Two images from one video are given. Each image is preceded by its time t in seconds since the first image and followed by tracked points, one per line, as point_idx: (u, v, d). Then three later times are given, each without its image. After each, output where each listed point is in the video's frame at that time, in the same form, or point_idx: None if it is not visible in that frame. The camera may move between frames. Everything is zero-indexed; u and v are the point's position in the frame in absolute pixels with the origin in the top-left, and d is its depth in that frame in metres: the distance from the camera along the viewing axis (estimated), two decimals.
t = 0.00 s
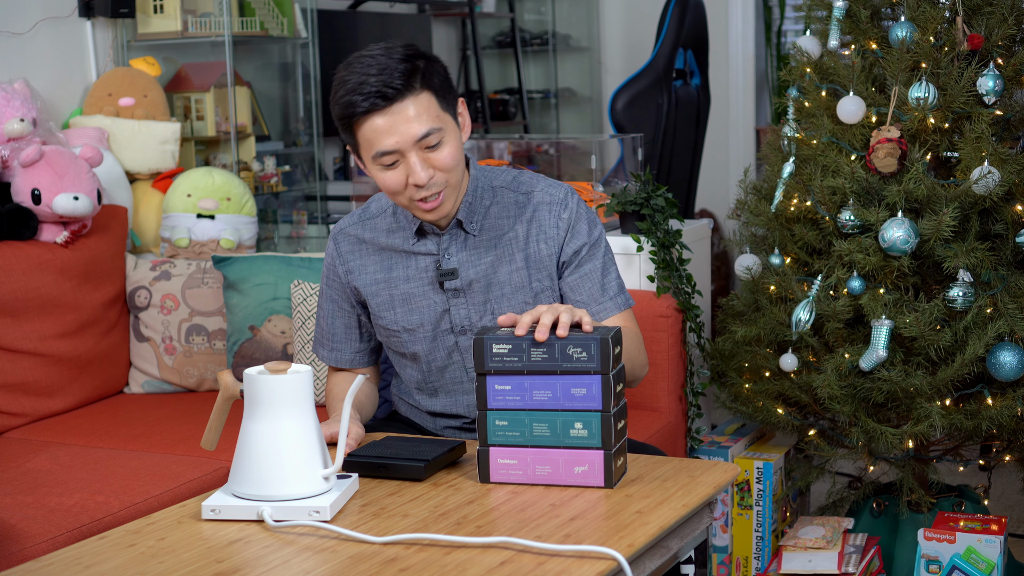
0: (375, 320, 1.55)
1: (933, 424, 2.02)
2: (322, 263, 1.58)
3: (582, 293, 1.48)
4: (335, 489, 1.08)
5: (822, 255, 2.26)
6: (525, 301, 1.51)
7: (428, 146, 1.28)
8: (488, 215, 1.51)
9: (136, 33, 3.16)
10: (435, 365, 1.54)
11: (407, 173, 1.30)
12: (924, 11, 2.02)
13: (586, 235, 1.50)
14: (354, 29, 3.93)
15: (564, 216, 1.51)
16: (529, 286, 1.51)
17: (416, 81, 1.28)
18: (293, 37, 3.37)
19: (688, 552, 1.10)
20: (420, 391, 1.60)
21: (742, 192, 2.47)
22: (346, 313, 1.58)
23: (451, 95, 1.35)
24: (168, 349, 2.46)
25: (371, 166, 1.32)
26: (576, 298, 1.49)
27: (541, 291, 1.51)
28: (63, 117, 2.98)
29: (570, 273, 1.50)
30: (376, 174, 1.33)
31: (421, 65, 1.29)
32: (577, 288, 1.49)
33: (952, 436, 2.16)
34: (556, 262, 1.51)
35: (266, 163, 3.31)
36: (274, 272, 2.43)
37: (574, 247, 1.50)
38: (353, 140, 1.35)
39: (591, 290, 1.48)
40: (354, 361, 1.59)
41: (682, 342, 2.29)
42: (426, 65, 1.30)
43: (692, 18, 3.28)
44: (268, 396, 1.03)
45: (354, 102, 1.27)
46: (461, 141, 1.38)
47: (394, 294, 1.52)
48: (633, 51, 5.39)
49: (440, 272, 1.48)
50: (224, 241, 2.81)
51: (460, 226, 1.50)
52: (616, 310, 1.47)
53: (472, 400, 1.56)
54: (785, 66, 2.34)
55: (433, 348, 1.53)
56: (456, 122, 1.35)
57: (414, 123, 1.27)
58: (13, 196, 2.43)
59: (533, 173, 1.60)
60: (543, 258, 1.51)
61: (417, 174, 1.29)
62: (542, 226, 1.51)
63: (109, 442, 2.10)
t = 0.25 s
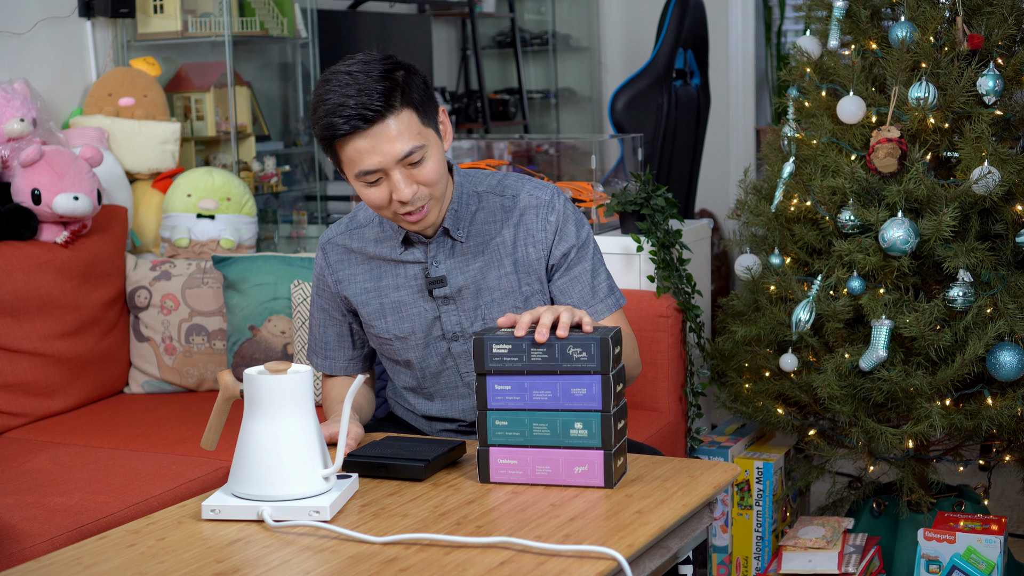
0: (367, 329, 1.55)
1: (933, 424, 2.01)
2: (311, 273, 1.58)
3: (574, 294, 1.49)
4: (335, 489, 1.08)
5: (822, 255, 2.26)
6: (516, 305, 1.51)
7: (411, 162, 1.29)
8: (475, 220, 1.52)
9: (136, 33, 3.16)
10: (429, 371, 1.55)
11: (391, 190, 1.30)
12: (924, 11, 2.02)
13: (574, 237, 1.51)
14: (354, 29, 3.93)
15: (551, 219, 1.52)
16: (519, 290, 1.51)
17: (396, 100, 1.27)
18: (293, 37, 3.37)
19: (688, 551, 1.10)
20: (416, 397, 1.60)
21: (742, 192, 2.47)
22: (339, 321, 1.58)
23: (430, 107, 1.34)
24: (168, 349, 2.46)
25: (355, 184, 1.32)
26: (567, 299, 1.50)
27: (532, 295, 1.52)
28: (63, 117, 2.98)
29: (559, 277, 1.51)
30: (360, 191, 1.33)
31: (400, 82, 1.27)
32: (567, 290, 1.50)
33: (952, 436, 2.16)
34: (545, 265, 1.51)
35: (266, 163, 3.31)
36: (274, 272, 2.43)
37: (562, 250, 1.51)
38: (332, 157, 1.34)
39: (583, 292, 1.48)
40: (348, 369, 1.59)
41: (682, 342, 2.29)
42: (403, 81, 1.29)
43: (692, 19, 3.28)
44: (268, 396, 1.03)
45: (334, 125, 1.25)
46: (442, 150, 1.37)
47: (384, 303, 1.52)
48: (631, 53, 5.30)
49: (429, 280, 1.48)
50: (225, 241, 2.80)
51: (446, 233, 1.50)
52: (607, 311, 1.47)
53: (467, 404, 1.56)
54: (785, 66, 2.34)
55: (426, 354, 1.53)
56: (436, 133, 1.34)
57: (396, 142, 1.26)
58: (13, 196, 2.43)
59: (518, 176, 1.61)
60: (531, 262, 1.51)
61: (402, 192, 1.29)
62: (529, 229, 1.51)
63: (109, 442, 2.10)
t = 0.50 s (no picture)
0: (360, 325, 1.55)
1: (933, 424, 2.01)
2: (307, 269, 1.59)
3: (566, 292, 1.50)
4: (335, 489, 1.08)
5: (822, 255, 2.26)
6: (507, 302, 1.51)
7: (398, 135, 1.28)
8: (466, 216, 1.51)
9: (136, 33, 3.16)
10: (421, 368, 1.54)
11: (376, 163, 1.29)
12: (924, 11, 2.02)
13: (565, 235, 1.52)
14: (354, 29, 3.93)
15: (542, 217, 1.52)
16: (511, 287, 1.51)
17: (391, 73, 1.29)
18: (293, 37, 3.37)
19: (688, 552, 1.10)
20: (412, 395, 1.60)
21: (742, 192, 2.47)
22: (334, 318, 1.58)
23: (426, 92, 1.36)
24: (168, 349, 2.46)
25: (342, 154, 1.32)
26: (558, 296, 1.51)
27: (524, 291, 1.52)
28: (63, 117, 2.98)
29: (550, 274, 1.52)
30: (346, 163, 1.32)
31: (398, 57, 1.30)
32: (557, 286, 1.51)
33: (952, 436, 2.16)
34: (537, 262, 1.52)
35: (266, 163, 3.31)
36: (274, 272, 2.43)
37: (553, 248, 1.51)
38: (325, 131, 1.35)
39: (577, 290, 1.49)
40: (344, 367, 1.60)
41: (682, 342, 2.29)
42: (401, 58, 1.31)
43: (692, 19, 3.28)
44: (268, 396, 1.03)
45: (328, 90, 1.28)
46: (435, 139, 1.38)
47: (376, 298, 1.52)
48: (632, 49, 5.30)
49: (420, 275, 1.48)
50: (224, 241, 2.81)
51: (438, 228, 1.49)
52: (599, 309, 1.49)
53: (461, 401, 1.55)
54: (785, 66, 2.34)
55: (418, 350, 1.53)
56: (430, 118, 1.35)
57: (385, 112, 1.27)
58: (13, 196, 2.43)
59: (510, 174, 1.60)
60: (523, 259, 1.51)
61: (386, 163, 1.28)
62: (520, 227, 1.52)
63: (109, 442, 2.10)
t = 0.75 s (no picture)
0: (358, 310, 1.55)
1: (933, 424, 2.02)
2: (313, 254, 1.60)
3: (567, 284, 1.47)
4: (335, 489, 1.08)
5: (822, 255, 2.26)
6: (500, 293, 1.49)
7: (394, 106, 1.34)
8: (464, 205, 1.51)
9: (136, 33, 3.16)
10: (415, 356, 1.53)
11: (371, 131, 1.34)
12: (924, 11, 2.02)
13: (563, 230, 1.49)
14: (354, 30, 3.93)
15: (540, 210, 1.50)
16: (505, 278, 1.50)
17: (395, 47, 1.35)
18: (293, 37, 3.38)
19: (687, 552, 1.10)
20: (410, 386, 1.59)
21: (742, 192, 2.47)
22: (336, 304, 1.59)
23: (430, 74, 1.42)
24: (168, 349, 2.46)
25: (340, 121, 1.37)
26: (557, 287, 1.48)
27: (519, 283, 1.50)
28: (63, 117, 2.98)
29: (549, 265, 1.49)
30: (343, 131, 1.37)
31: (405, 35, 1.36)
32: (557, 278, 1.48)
33: (952, 436, 2.16)
34: (534, 256, 1.50)
35: (266, 162, 3.31)
36: (274, 272, 2.43)
37: (552, 242, 1.48)
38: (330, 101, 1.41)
39: (581, 283, 1.46)
40: (347, 355, 1.59)
41: (682, 342, 2.29)
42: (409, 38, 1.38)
43: (692, 18, 3.28)
44: (268, 396, 1.03)
45: (334, 54, 1.33)
46: (434, 121, 1.43)
47: (373, 282, 1.52)
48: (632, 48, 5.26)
49: (415, 260, 1.48)
50: (224, 241, 2.81)
51: (435, 214, 1.50)
52: (605, 301, 1.44)
53: (452, 391, 1.54)
54: (785, 66, 2.34)
55: (411, 337, 1.52)
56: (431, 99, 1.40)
57: (384, 81, 1.32)
58: (13, 196, 2.43)
59: (514, 168, 1.59)
60: (519, 251, 1.50)
61: (379, 131, 1.33)
62: (518, 218, 1.50)
63: (109, 442, 2.10)
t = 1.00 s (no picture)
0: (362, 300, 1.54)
1: (933, 424, 2.02)
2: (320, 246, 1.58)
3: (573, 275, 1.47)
4: (334, 489, 1.08)
5: (822, 255, 2.26)
6: (505, 282, 1.50)
7: (423, 104, 1.33)
8: (471, 196, 1.52)
9: (136, 33, 3.16)
10: (417, 346, 1.52)
11: (399, 127, 1.34)
12: (924, 11, 2.02)
13: (570, 223, 1.50)
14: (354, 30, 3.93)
15: (547, 202, 1.51)
16: (510, 267, 1.50)
17: (422, 43, 1.34)
18: (293, 37, 3.38)
19: (687, 551, 1.10)
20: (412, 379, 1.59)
21: (742, 192, 2.47)
22: (341, 295, 1.57)
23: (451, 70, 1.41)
24: (168, 349, 2.46)
25: (365, 116, 1.36)
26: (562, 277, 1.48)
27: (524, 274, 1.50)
28: (63, 117, 2.98)
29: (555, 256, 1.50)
30: (368, 126, 1.36)
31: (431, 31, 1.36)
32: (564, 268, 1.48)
33: (952, 436, 2.16)
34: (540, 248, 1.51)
35: (266, 162, 3.31)
36: (274, 272, 2.43)
37: (559, 234, 1.49)
38: (351, 93, 1.40)
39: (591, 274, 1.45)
40: (350, 348, 1.57)
41: (682, 342, 2.29)
42: (433, 33, 1.37)
43: (692, 18, 3.28)
44: (268, 396, 1.03)
45: (361, 50, 1.33)
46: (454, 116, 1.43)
47: (379, 272, 1.52)
48: (632, 47, 5.37)
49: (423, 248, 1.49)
50: (224, 241, 2.81)
51: (442, 204, 1.50)
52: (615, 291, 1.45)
53: (455, 381, 1.55)
54: (785, 66, 2.34)
55: (414, 327, 1.51)
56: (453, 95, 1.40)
57: (413, 79, 1.32)
58: (13, 196, 2.43)
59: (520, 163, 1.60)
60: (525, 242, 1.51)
61: (409, 128, 1.32)
62: (524, 210, 1.51)
63: (109, 442, 2.10)
